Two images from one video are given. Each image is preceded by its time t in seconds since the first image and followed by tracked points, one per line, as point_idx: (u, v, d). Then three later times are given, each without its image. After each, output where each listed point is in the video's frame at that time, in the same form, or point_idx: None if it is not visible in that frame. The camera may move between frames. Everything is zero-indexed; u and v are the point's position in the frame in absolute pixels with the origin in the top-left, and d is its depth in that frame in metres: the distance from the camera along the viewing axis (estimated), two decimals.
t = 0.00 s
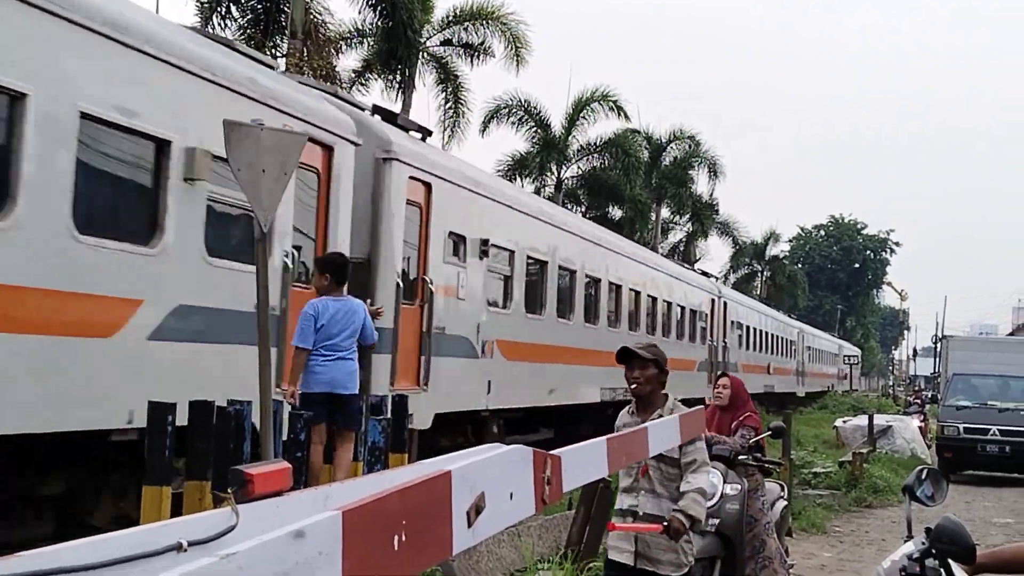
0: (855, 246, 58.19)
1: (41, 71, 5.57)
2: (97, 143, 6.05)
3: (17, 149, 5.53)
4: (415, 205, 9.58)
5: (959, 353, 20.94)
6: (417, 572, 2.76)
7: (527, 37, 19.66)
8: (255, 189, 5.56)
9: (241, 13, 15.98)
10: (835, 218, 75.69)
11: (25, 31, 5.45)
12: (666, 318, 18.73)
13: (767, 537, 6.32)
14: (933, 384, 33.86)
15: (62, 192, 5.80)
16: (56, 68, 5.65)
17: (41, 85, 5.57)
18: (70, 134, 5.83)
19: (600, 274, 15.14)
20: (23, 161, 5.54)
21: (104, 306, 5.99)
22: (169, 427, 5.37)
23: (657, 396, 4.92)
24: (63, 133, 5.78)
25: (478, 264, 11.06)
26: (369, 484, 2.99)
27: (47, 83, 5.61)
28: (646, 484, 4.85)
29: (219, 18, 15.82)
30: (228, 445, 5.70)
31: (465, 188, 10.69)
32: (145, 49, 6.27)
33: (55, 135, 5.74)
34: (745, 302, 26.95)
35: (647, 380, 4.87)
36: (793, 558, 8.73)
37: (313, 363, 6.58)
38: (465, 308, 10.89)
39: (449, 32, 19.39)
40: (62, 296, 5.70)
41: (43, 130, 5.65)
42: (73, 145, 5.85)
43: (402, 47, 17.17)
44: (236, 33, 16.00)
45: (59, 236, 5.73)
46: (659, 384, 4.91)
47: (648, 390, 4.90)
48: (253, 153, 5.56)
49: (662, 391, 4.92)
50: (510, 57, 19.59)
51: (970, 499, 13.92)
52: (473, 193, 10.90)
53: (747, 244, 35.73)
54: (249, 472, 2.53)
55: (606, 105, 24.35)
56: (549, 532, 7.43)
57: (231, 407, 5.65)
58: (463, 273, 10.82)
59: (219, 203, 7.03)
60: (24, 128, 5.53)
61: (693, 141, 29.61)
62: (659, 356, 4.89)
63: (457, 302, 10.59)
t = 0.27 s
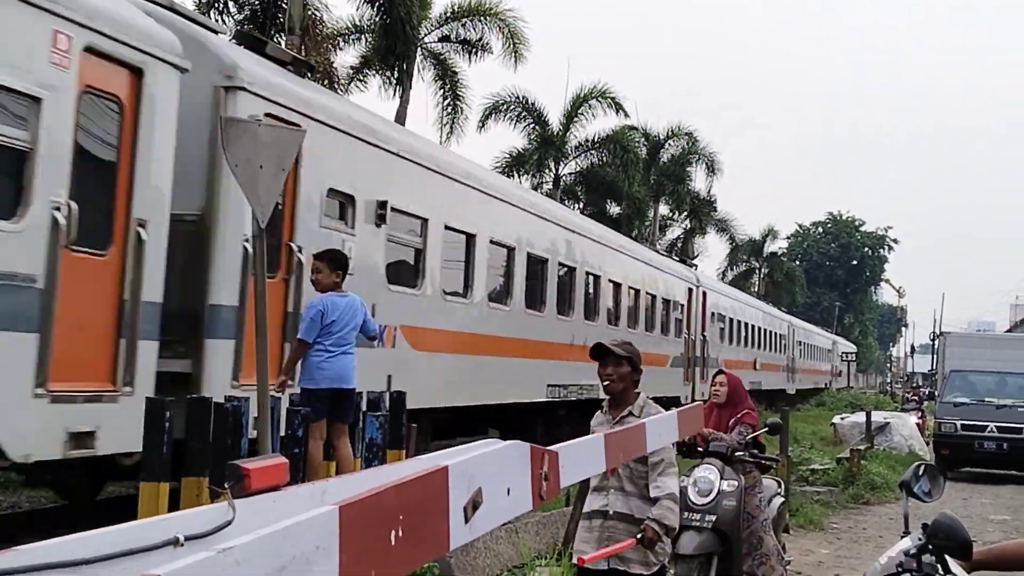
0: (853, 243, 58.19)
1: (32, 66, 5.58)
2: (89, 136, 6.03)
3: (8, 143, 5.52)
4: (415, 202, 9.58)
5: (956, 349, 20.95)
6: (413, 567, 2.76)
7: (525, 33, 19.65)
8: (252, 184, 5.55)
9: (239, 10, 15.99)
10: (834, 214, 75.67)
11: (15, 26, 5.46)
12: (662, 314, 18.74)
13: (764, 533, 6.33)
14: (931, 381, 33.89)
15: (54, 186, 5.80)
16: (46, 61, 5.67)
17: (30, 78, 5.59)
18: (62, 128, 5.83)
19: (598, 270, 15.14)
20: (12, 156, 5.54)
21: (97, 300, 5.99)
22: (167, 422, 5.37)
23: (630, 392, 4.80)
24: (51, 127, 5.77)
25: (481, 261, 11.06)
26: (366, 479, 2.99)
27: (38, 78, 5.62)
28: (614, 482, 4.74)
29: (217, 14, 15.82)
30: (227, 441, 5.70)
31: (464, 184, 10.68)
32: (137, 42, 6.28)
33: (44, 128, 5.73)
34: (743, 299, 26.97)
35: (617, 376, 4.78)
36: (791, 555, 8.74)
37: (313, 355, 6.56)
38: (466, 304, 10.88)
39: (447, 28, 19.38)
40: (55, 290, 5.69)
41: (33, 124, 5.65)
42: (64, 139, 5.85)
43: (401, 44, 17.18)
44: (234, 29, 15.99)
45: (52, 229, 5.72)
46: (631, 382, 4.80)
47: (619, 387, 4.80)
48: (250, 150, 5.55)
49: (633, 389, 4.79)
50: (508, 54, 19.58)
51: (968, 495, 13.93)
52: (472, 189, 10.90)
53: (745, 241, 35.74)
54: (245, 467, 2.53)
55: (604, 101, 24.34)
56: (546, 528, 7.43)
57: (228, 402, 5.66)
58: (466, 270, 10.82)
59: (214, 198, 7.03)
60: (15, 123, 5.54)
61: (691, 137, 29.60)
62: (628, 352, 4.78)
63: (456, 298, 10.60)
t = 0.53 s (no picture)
0: (850, 239, 58.22)
1: (39, 59, 5.56)
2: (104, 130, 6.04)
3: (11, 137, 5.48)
4: (412, 198, 9.57)
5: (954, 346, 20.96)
6: (411, 563, 2.76)
7: (523, 28, 19.63)
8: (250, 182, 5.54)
9: (235, 5, 15.95)
10: (831, 210, 75.67)
11: (20, 19, 5.44)
12: (660, 310, 18.75)
13: (761, 530, 6.33)
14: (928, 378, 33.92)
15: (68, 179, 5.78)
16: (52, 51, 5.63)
17: (36, 72, 5.56)
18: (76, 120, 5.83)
19: (595, 266, 15.15)
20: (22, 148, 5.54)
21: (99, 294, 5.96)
22: (164, 418, 5.36)
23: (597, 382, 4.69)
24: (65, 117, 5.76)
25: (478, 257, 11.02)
26: (361, 474, 2.99)
27: (45, 72, 5.60)
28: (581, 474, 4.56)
29: (214, 9, 15.78)
30: (224, 436, 5.70)
31: (461, 180, 10.67)
32: (143, 39, 6.27)
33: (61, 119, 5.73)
34: (740, 296, 26.97)
35: (584, 366, 4.67)
36: (788, 551, 8.75)
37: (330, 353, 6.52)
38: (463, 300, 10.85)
39: (445, 24, 19.36)
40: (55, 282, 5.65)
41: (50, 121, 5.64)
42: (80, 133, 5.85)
43: (398, 40, 17.16)
44: (231, 24, 15.96)
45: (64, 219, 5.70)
46: (600, 372, 4.69)
47: (587, 377, 4.69)
48: (248, 145, 5.54)
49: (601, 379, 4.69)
50: (506, 49, 19.56)
51: (965, 492, 13.95)
52: (470, 185, 10.89)
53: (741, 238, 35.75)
54: (242, 459, 2.51)
55: (602, 97, 24.33)
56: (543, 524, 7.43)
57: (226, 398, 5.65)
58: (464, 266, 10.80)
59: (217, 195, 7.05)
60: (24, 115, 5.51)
61: (688, 134, 29.59)
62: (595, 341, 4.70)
63: (454, 294, 10.60)
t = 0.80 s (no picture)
0: (848, 235, 58.23)
1: (35, 54, 5.55)
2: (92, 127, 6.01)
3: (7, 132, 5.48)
4: (408, 194, 9.57)
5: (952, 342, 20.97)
6: (409, 559, 2.76)
7: (520, 24, 19.62)
8: (247, 176, 5.53)
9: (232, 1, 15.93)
10: (829, 207, 75.69)
11: (17, 15, 5.44)
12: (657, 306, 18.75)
13: (758, 526, 6.33)
14: (926, 374, 33.93)
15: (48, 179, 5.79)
16: (46, 47, 5.62)
17: (33, 68, 5.55)
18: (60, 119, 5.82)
19: (592, 263, 15.15)
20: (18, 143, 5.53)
21: (96, 290, 5.96)
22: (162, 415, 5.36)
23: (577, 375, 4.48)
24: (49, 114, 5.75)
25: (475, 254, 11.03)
26: (360, 470, 2.98)
27: (42, 68, 5.60)
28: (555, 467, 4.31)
29: (211, 5, 15.77)
30: (222, 432, 5.70)
31: (459, 176, 10.67)
32: (139, 34, 6.26)
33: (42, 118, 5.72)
34: (738, 292, 26.97)
35: (559, 364, 4.42)
36: (786, 547, 8.75)
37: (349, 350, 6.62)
38: (461, 297, 10.85)
39: (443, 20, 19.37)
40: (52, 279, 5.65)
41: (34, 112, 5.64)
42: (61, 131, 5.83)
43: (395, 36, 17.16)
44: (228, 21, 15.95)
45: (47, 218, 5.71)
46: (575, 367, 4.46)
47: (562, 375, 4.45)
48: (245, 141, 5.54)
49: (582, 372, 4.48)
50: (503, 45, 19.55)
51: (963, 488, 13.95)
52: (467, 181, 10.89)
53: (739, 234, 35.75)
54: (241, 456, 2.49)
55: (599, 94, 24.32)
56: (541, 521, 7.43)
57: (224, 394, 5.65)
58: (461, 262, 10.81)
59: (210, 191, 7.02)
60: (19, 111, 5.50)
61: (686, 130, 29.57)
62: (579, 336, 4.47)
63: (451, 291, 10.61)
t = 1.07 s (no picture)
0: (846, 232, 58.25)
1: (33, 50, 5.55)
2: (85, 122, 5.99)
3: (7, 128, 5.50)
4: (405, 190, 9.56)
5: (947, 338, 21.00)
6: (406, 555, 2.76)
7: (518, 20, 19.61)
8: (244, 174, 5.53)
9: None
10: (827, 203, 75.69)
11: (15, 11, 5.43)
12: (654, 303, 18.76)
13: (754, 523, 6.34)
14: (923, 371, 33.96)
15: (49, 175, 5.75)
16: (44, 42, 5.61)
17: (30, 63, 5.54)
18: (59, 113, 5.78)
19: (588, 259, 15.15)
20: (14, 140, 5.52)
21: (93, 287, 5.95)
22: (159, 411, 5.35)
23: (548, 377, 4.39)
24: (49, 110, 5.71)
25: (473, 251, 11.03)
26: (357, 465, 2.98)
27: (39, 63, 5.59)
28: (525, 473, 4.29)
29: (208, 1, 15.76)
30: (219, 428, 5.69)
31: (456, 172, 10.67)
32: (139, 31, 6.26)
33: (44, 114, 5.68)
34: (734, 288, 26.97)
35: (537, 364, 4.32)
36: (783, 543, 8.76)
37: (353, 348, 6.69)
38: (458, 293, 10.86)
39: (440, 16, 19.37)
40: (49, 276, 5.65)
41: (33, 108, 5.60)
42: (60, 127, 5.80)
43: (392, 32, 17.22)
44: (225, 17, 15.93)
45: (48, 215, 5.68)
46: (551, 369, 4.37)
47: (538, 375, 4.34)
48: (243, 137, 5.54)
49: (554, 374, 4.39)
50: (500, 41, 19.56)
51: (960, 484, 13.97)
52: (464, 177, 10.88)
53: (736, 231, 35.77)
54: (236, 454, 2.53)
55: (597, 90, 24.32)
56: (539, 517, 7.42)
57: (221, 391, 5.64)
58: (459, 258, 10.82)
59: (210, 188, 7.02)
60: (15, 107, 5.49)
61: (684, 126, 29.57)
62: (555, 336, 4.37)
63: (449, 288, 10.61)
